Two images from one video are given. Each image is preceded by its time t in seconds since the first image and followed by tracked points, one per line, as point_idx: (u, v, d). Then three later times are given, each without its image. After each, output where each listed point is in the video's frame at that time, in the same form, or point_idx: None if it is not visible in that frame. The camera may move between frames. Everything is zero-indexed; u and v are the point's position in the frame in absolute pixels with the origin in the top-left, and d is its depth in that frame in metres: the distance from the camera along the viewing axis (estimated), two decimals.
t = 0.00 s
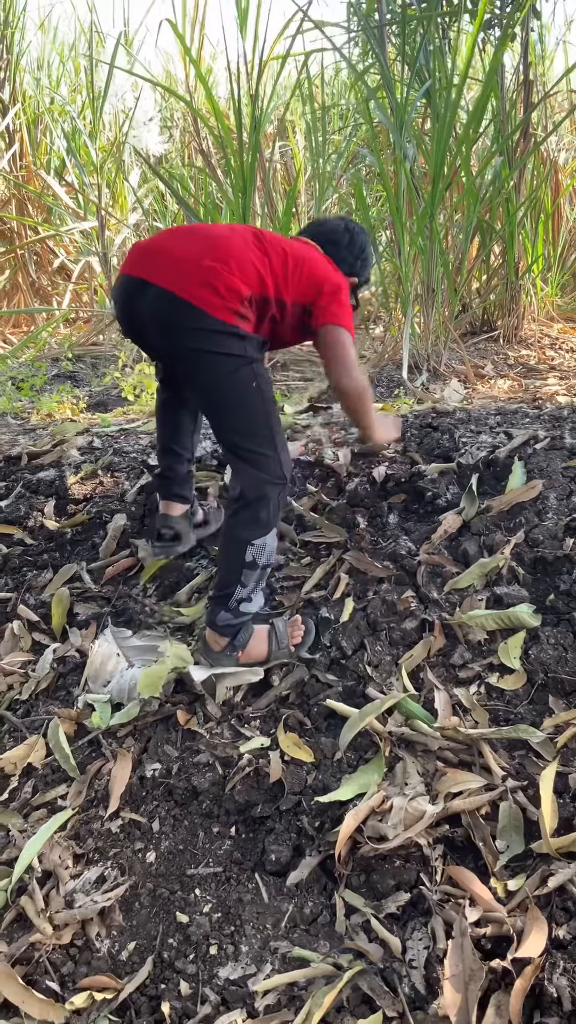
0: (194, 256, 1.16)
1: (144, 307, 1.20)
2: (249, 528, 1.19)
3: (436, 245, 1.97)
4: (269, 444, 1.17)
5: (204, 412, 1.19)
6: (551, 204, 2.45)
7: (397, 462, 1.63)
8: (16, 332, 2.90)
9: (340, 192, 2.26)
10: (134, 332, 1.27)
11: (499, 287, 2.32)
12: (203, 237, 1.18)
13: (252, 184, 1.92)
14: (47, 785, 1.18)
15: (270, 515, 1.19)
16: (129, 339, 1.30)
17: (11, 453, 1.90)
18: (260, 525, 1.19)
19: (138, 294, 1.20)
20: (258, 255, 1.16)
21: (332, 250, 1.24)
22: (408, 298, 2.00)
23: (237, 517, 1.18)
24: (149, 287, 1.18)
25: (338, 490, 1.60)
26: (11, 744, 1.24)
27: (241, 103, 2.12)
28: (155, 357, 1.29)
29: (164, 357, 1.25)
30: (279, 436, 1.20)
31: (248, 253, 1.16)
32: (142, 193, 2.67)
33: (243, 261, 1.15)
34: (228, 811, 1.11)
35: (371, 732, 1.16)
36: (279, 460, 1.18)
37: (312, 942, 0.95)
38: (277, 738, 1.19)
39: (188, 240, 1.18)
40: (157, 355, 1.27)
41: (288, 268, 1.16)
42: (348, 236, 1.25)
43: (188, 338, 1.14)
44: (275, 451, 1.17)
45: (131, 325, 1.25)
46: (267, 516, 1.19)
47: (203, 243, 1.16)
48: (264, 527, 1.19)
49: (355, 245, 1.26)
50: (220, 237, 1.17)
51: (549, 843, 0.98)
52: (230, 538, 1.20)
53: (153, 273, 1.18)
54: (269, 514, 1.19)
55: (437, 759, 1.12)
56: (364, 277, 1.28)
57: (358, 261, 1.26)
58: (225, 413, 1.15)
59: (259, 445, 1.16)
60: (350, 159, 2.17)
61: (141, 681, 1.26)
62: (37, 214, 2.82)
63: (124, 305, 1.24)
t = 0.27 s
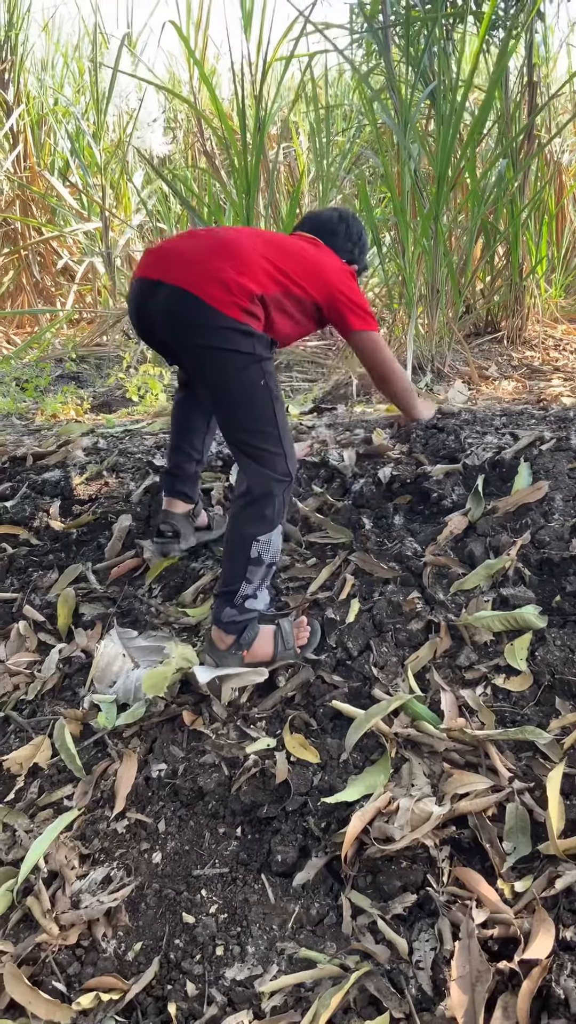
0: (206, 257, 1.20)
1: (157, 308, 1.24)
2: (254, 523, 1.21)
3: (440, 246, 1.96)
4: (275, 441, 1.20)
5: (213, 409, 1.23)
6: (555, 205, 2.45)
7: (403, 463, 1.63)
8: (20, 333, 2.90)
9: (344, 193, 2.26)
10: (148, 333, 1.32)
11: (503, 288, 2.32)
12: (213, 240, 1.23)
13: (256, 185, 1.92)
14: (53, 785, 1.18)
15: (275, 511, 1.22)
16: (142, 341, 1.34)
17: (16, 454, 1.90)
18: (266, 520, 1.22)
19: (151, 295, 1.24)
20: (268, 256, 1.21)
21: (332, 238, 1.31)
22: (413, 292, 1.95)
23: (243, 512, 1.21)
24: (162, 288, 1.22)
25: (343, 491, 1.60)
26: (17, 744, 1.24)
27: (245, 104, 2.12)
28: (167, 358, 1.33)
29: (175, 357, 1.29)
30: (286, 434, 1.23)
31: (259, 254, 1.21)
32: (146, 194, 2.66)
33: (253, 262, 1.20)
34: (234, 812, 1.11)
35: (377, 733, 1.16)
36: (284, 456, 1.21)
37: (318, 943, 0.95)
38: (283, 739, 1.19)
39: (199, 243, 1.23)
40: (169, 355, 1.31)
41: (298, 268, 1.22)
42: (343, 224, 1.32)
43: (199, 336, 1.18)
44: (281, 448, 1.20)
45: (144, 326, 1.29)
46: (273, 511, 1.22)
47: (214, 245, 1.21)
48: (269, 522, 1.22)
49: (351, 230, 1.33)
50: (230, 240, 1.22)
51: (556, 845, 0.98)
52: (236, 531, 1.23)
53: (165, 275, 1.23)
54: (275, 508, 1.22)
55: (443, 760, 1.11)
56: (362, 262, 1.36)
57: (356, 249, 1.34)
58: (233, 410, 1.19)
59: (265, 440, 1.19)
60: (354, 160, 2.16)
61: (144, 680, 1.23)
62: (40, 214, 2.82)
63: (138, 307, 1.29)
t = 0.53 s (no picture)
0: (211, 260, 1.23)
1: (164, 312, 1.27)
2: (259, 517, 1.24)
3: (443, 248, 1.96)
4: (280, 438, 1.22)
5: (220, 408, 1.26)
6: (558, 207, 2.45)
7: (406, 465, 1.63)
8: (23, 335, 2.90)
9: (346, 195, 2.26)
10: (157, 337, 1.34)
11: (506, 290, 2.32)
12: (217, 244, 1.26)
13: (258, 187, 1.92)
14: (56, 786, 1.18)
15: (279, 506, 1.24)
16: (151, 343, 1.37)
17: (20, 455, 1.90)
18: (271, 515, 1.24)
19: (159, 299, 1.27)
20: (271, 255, 1.25)
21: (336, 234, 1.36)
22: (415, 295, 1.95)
23: (250, 506, 1.23)
24: (168, 291, 1.25)
25: (346, 493, 1.60)
26: (21, 745, 1.25)
27: (248, 106, 2.12)
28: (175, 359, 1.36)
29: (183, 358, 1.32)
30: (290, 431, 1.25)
31: (262, 254, 1.24)
32: (148, 196, 2.67)
33: (256, 262, 1.23)
34: (237, 813, 1.12)
35: (380, 735, 1.16)
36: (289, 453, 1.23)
37: (321, 944, 0.96)
38: (286, 740, 1.19)
39: (203, 247, 1.26)
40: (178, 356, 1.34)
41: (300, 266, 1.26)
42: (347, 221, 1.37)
43: (206, 337, 1.20)
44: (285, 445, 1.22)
45: (152, 329, 1.32)
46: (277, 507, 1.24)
47: (218, 248, 1.24)
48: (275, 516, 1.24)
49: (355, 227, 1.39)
50: (233, 243, 1.25)
51: (559, 847, 0.98)
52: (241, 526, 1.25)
53: (172, 279, 1.26)
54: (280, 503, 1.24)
55: (446, 762, 1.12)
56: (367, 257, 1.40)
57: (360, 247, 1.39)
58: (239, 408, 1.21)
59: (269, 437, 1.21)
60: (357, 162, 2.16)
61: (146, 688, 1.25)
62: (44, 216, 2.82)
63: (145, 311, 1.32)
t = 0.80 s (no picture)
0: (237, 247, 1.25)
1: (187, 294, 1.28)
2: (270, 505, 1.25)
3: (446, 251, 1.94)
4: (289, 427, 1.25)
5: (232, 392, 1.27)
6: (560, 210, 2.45)
7: (409, 467, 1.64)
8: (26, 336, 2.91)
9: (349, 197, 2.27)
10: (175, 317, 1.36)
11: (508, 292, 2.33)
12: (244, 229, 1.27)
13: (262, 189, 1.92)
14: (60, 785, 1.19)
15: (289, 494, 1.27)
16: (168, 323, 1.38)
17: (23, 456, 1.91)
18: (282, 503, 1.26)
19: (183, 280, 1.28)
20: (295, 243, 1.26)
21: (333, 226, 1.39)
22: (417, 298, 1.94)
23: (260, 493, 1.25)
24: (194, 274, 1.26)
25: (349, 494, 1.61)
26: (24, 744, 1.25)
27: (251, 108, 2.12)
28: (192, 340, 1.38)
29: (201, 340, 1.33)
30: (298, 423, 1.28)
31: (287, 243, 1.26)
32: (151, 197, 2.67)
33: (281, 250, 1.24)
34: (240, 813, 1.12)
35: (382, 735, 1.17)
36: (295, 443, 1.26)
37: (323, 943, 0.96)
38: (289, 740, 1.19)
39: (229, 232, 1.27)
40: (195, 338, 1.36)
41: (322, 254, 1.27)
42: (342, 211, 1.40)
43: (227, 320, 1.22)
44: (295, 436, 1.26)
45: (172, 308, 1.33)
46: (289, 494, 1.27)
47: (244, 234, 1.26)
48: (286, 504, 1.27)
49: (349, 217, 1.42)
50: (258, 231, 1.27)
51: (561, 847, 0.99)
52: (251, 511, 1.26)
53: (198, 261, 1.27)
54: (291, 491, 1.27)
55: (448, 763, 1.12)
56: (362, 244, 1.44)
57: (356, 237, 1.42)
58: (253, 394, 1.23)
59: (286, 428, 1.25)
60: (360, 164, 2.16)
61: (149, 691, 1.26)
62: (47, 217, 2.83)
63: (168, 290, 1.33)
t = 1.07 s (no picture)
0: (257, 246, 1.25)
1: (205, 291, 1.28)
2: (279, 506, 1.26)
3: (448, 252, 1.93)
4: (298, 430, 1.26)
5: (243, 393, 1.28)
6: (563, 212, 2.45)
7: (412, 468, 1.64)
8: (29, 338, 2.91)
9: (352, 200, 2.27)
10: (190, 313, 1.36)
11: (511, 295, 2.33)
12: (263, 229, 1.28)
13: (264, 191, 1.93)
14: (62, 785, 1.19)
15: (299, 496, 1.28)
16: (181, 315, 1.37)
17: (26, 457, 1.91)
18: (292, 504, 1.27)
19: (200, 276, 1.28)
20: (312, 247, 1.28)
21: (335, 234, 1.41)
22: (421, 299, 1.91)
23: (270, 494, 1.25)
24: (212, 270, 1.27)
25: (352, 495, 1.61)
26: (27, 744, 1.25)
27: (254, 110, 2.12)
28: (204, 338, 1.37)
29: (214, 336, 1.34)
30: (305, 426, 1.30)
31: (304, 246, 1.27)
32: (154, 199, 2.67)
33: (301, 254, 1.25)
34: (243, 813, 1.12)
35: (385, 735, 1.17)
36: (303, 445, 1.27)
37: (326, 944, 0.96)
38: (292, 741, 1.19)
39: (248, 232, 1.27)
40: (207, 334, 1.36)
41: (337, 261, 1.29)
42: (336, 207, 1.41)
43: (243, 319, 1.23)
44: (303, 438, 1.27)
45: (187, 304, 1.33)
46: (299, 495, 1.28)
47: (264, 234, 1.26)
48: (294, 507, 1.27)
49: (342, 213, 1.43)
50: (278, 232, 1.27)
51: (564, 848, 0.99)
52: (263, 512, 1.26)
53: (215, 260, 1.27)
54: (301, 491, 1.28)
55: (451, 763, 1.12)
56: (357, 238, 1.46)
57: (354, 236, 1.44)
58: (264, 395, 1.24)
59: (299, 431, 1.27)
60: (362, 167, 2.15)
61: (152, 692, 1.25)
62: (49, 219, 2.83)
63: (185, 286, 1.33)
